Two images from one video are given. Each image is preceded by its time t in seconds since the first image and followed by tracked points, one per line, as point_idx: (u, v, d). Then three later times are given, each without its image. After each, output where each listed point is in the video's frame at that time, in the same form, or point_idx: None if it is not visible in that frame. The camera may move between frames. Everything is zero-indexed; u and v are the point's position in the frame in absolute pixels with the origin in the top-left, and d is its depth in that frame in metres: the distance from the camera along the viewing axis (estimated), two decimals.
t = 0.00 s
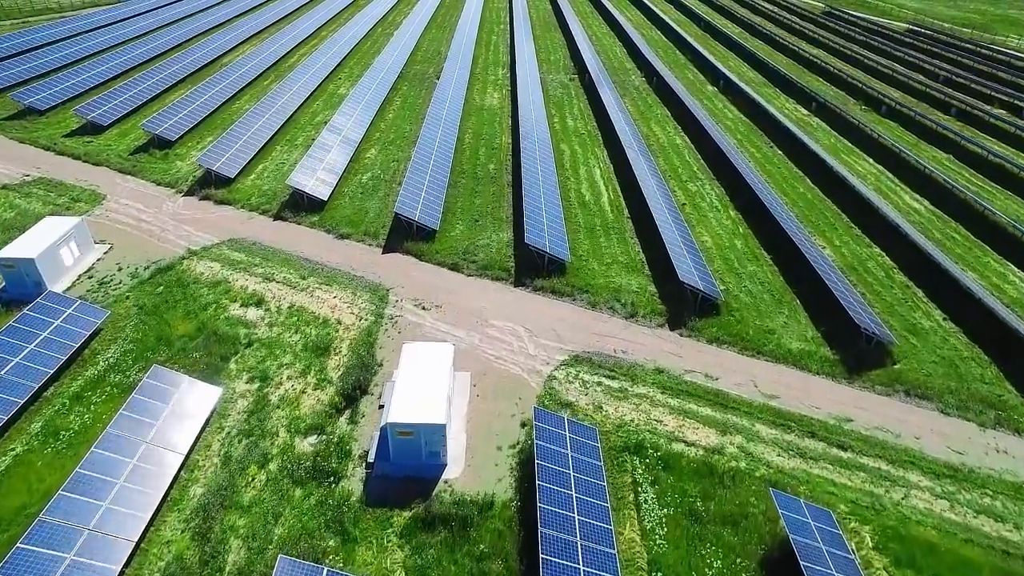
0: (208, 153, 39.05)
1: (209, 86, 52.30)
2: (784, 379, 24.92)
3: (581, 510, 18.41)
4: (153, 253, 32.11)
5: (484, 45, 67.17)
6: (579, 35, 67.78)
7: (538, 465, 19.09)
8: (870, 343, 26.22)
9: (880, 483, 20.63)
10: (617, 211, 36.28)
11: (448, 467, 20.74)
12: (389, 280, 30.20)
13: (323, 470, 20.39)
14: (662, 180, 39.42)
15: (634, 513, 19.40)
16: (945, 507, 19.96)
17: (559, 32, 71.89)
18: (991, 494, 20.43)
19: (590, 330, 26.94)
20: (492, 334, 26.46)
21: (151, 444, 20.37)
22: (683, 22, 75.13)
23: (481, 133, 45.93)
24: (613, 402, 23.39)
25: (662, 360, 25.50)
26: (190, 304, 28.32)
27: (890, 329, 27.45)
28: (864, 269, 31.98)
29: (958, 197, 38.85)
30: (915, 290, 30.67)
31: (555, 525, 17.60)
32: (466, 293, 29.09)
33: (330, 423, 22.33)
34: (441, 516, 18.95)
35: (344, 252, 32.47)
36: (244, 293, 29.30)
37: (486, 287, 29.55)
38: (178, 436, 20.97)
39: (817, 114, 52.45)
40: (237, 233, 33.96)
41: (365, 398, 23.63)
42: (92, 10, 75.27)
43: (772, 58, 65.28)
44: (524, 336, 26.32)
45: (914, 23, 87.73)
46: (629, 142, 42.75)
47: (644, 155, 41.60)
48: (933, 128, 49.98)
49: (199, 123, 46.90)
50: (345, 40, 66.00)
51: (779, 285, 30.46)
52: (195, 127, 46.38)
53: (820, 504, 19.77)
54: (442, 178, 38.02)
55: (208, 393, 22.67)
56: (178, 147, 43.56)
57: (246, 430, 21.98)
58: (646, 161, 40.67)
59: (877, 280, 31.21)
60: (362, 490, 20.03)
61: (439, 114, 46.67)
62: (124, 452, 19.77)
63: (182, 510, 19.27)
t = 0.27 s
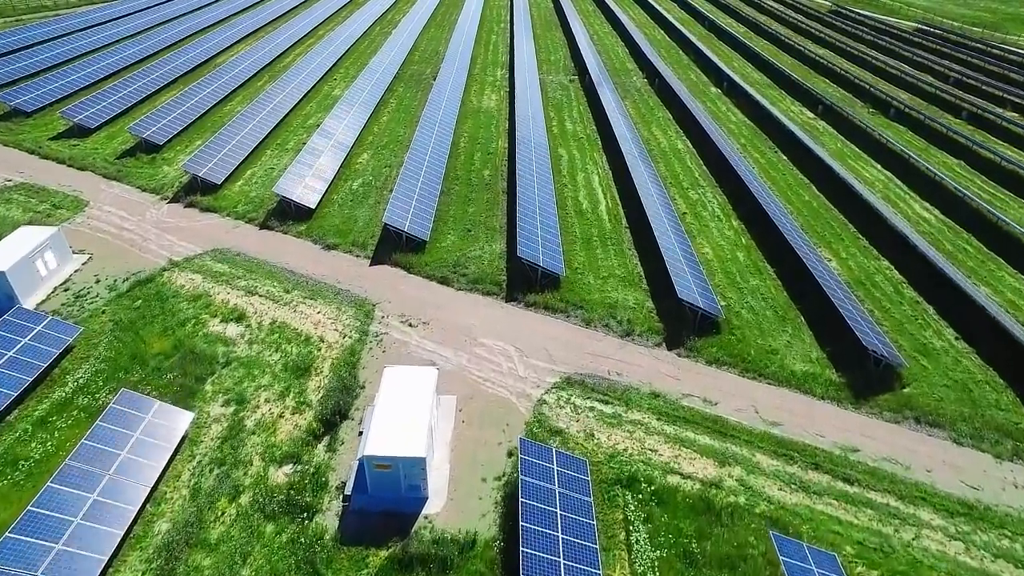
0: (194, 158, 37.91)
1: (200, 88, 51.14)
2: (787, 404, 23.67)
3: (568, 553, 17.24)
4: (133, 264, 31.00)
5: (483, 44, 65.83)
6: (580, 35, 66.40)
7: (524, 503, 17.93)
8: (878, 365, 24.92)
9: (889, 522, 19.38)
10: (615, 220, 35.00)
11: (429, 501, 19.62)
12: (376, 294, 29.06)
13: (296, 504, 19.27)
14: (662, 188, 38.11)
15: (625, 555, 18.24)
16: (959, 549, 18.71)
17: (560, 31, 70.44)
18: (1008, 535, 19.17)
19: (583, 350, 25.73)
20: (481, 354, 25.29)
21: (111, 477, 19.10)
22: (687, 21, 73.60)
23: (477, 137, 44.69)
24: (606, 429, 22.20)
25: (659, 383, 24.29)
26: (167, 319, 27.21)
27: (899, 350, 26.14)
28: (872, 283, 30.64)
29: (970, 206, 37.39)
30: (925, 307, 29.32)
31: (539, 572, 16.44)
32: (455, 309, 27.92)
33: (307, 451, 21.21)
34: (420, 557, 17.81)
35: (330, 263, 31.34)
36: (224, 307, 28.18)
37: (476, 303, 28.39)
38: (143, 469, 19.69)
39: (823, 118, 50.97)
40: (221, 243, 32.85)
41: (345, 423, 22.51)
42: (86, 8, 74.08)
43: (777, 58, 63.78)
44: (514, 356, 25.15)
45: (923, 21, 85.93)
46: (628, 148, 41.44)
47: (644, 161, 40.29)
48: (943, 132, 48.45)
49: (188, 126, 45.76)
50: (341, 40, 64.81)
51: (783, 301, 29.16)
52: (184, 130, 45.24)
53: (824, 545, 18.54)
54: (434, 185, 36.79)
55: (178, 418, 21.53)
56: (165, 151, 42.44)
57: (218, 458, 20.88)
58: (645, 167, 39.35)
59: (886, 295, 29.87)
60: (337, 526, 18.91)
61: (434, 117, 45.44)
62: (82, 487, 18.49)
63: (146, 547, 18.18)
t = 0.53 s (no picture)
0: (182, 163, 37.00)
1: (194, 89, 50.24)
2: (789, 427, 22.60)
3: None
4: (115, 273, 30.09)
5: (483, 44, 64.72)
6: (581, 34, 65.24)
7: (508, 541, 16.93)
8: (885, 387, 23.82)
9: (896, 560, 18.31)
10: (613, 229, 33.89)
11: (410, 533, 18.69)
12: (363, 307, 28.10)
13: (270, 536, 18.30)
14: (663, 194, 37.00)
15: None
16: None
17: (562, 31, 69.29)
18: None
19: (576, 369, 24.69)
20: (469, 373, 24.29)
21: (75, 509, 18.05)
22: (691, 21, 72.36)
23: (473, 141, 43.65)
24: (598, 455, 21.16)
25: (654, 404, 23.23)
26: (146, 332, 26.26)
27: (908, 370, 25.00)
28: (879, 297, 29.47)
29: (982, 214, 36.10)
30: (935, 322, 28.14)
31: None
32: (445, 324, 26.92)
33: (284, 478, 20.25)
34: None
35: (318, 274, 30.40)
36: (207, 321, 27.25)
37: (466, 317, 27.40)
38: (108, 501, 18.57)
39: (829, 121, 49.71)
40: (206, 251, 31.93)
41: (325, 447, 21.56)
42: (82, 6, 73.20)
43: (783, 59, 62.49)
44: (504, 376, 24.15)
45: (932, 21, 84.33)
46: (628, 153, 40.31)
47: (644, 167, 39.17)
48: (953, 137, 47.11)
49: (180, 128, 44.84)
50: (339, 39, 63.80)
51: (786, 316, 28.03)
52: (175, 132, 44.33)
53: None
54: (428, 190, 35.77)
55: (150, 442, 20.52)
56: (155, 154, 41.53)
57: (191, 484, 19.93)
58: (645, 173, 38.25)
59: (894, 310, 28.69)
60: (312, 560, 18.01)
61: (430, 120, 44.39)
62: (42, 520, 17.46)
63: None
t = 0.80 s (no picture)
0: (169, 168, 36.01)
1: (188, 90, 49.24)
2: (792, 459, 21.33)
3: None
4: (94, 284, 29.10)
5: (485, 44, 63.45)
6: (585, 34, 63.83)
7: None
8: (895, 416, 22.53)
9: None
10: (612, 241, 32.62)
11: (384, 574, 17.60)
12: (348, 323, 27.02)
13: None
14: (664, 203, 35.67)
15: None
16: None
17: (566, 31, 67.89)
18: None
19: (568, 393, 23.50)
20: (456, 397, 23.17)
21: (26, 547, 16.77)
22: (698, 20, 70.78)
23: (470, 145, 42.42)
24: (588, 489, 19.97)
25: (649, 433, 22.03)
26: (121, 348, 25.25)
27: (920, 397, 23.63)
28: (890, 317, 28.07)
29: (999, 226, 34.51)
30: (950, 344, 26.71)
31: None
32: (432, 343, 25.79)
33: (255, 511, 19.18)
34: None
35: (303, 287, 29.36)
36: (186, 337, 26.18)
37: (455, 335, 26.28)
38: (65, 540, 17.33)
39: (839, 126, 48.16)
40: (190, 262, 30.93)
41: (301, 476, 20.49)
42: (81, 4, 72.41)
43: (791, 60, 60.87)
44: (492, 400, 23.05)
45: (946, 20, 82.24)
46: (629, 159, 38.98)
47: (646, 174, 37.83)
48: (968, 143, 45.42)
49: (171, 131, 43.83)
50: (338, 38, 62.64)
51: (790, 336, 26.71)
52: (167, 135, 43.33)
53: None
54: (421, 199, 34.60)
55: (116, 471, 19.24)
56: (144, 157, 40.52)
57: (156, 516, 18.87)
58: (646, 181, 36.93)
59: (906, 331, 27.28)
60: None
61: (426, 123, 43.19)
62: None
63: None
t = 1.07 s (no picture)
0: (156, 174, 35.09)
1: (183, 91, 48.34)
2: (794, 495, 20.07)
3: None
4: (72, 296, 28.18)
5: (487, 45, 62.21)
6: (590, 35, 62.48)
7: None
8: (905, 450, 21.24)
9: None
10: (610, 253, 31.37)
11: None
12: (331, 341, 25.98)
13: None
14: (665, 214, 34.35)
15: None
16: None
17: (570, 32, 66.53)
18: None
19: (558, 420, 22.34)
20: (439, 424, 22.10)
21: None
22: (706, 21, 69.21)
23: (468, 151, 41.27)
24: (576, 526, 18.80)
25: (641, 465, 20.84)
26: (95, 365, 24.28)
27: (932, 429, 22.26)
28: (901, 339, 26.68)
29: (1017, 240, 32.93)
30: (965, 369, 25.29)
31: None
32: (418, 364, 24.71)
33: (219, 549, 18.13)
34: None
35: (288, 301, 28.38)
36: (164, 353, 25.16)
37: (441, 355, 25.20)
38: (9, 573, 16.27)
39: (849, 132, 46.60)
40: (174, 273, 29.99)
41: (273, 508, 19.45)
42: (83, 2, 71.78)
43: (801, 63, 59.25)
44: (476, 428, 21.97)
45: (962, 21, 80.07)
46: (630, 167, 37.68)
47: (647, 183, 36.53)
48: (984, 150, 43.71)
49: (164, 134, 42.92)
50: (338, 38, 61.60)
51: (794, 359, 25.39)
52: (159, 138, 42.42)
53: None
54: (413, 207, 33.50)
55: (76, 505, 18.17)
56: (134, 162, 39.61)
57: (117, 552, 17.89)
58: (647, 190, 35.62)
59: (917, 354, 25.88)
60: None
61: (422, 128, 42.07)
62: None
63: None
